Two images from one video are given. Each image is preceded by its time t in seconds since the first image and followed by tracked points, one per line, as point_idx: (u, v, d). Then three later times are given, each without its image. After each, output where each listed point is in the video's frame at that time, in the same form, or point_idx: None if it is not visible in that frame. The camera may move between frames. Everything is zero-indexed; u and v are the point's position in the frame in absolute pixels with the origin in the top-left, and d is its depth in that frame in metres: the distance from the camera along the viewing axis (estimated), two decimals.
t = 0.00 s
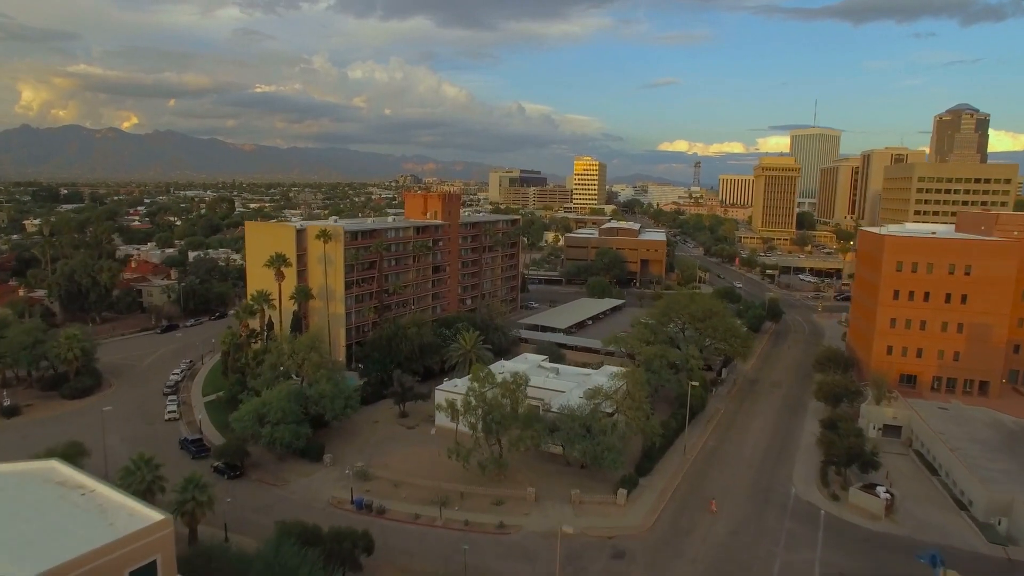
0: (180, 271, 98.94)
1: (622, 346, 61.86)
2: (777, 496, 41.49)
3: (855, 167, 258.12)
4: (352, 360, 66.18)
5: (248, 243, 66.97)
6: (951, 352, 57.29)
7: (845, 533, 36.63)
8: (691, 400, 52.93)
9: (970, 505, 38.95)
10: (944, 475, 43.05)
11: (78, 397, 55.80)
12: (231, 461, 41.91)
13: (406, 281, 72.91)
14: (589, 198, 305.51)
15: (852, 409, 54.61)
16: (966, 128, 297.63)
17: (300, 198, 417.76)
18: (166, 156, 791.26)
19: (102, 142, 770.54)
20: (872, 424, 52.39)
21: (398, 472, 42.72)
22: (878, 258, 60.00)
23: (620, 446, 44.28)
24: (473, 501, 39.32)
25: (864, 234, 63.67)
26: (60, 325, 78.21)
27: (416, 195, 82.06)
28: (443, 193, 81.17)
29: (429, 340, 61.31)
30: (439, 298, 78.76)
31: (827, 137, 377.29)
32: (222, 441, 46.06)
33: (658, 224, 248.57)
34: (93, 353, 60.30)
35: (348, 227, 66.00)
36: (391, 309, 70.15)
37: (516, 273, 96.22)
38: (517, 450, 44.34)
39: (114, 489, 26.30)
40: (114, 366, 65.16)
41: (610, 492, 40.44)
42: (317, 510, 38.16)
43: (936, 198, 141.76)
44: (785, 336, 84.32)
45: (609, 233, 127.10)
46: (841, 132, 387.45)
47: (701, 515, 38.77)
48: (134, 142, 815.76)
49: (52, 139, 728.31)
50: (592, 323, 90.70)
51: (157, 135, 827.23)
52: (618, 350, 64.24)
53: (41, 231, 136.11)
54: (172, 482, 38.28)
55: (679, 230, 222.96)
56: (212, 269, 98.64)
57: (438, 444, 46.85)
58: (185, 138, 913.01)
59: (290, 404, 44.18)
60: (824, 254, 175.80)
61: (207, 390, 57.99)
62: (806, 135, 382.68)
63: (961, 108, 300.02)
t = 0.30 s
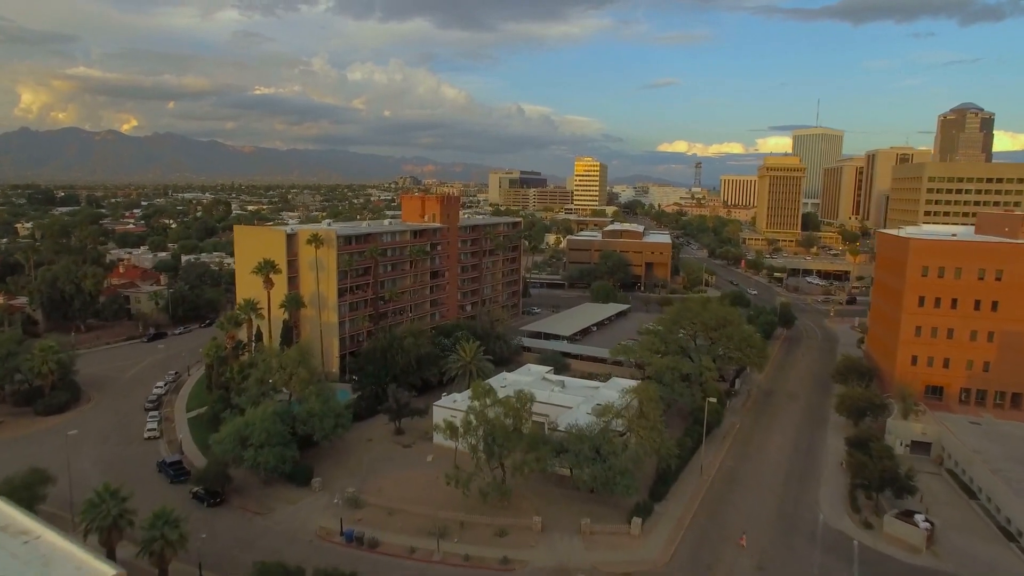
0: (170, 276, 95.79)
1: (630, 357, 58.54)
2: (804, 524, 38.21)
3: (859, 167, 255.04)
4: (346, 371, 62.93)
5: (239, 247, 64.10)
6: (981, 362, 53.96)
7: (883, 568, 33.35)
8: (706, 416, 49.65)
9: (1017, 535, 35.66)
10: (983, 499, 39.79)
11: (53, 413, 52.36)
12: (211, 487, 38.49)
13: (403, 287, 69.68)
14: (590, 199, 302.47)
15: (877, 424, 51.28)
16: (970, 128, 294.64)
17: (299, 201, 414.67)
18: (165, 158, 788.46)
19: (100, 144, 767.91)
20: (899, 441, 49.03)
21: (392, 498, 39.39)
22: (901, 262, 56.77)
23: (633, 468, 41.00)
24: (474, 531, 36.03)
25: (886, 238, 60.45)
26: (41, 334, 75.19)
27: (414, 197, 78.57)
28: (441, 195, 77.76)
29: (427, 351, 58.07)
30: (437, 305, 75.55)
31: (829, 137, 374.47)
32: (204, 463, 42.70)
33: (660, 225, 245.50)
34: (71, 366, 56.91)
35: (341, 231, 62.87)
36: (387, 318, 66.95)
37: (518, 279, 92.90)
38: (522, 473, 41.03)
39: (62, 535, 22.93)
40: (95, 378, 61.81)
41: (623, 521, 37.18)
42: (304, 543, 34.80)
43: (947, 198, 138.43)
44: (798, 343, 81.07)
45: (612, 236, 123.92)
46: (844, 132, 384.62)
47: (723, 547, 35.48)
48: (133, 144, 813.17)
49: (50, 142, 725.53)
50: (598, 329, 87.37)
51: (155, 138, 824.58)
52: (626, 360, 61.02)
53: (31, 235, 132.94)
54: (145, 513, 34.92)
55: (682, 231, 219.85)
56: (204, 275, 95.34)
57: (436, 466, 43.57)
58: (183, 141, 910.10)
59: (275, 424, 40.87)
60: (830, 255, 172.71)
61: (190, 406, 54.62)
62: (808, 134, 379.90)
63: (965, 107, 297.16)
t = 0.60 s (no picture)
0: (156, 281, 92.01)
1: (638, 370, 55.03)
2: (835, 558, 34.70)
3: (862, 168, 251.89)
4: (336, 384, 59.47)
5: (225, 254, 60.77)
6: (1013, 375, 50.49)
7: None
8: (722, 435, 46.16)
9: None
10: None
11: (19, 431, 48.64)
12: (182, 520, 34.75)
13: (397, 293, 66.14)
14: (589, 200, 299.08)
15: (904, 444, 47.84)
16: (973, 128, 291.60)
17: (295, 202, 410.43)
18: (161, 159, 783.67)
19: (96, 145, 763.89)
20: (930, 461, 45.51)
21: (381, 531, 35.84)
22: (927, 269, 53.34)
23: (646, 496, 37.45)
24: (471, 571, 32.44)
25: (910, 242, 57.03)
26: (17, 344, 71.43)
27: (409, 198, 74.91)
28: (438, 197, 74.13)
29: (422, 363, 54.64)
30: (433, 312, 72.08)
31: (830, 138, 371.58)
32: (177, 491, 38.99)
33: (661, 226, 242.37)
34: (41, 379, 53.18)
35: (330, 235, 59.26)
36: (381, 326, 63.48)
37: (518, 284, 89.41)
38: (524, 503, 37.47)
39: None
40: (69, 391, 58.12)
41: (636, 557, 33.64)
42: None
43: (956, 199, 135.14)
44: (810, 352, 77.64)
45: (614, 238, 120.48)
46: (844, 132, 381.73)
47: None
48: (129, 144, 808.86)
49: (45, 142, 720.86)
50: (601, 337, 83.91)
51: (151, 138, 819.70)
52: (633, 373, 57.61)
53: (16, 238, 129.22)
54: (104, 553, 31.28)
55: (683, 233, 216.60)
56: (191, 278, 91.56)
57: (430, 493, 39.99)
58: (180, 141, 905.40)
59: (254, 449, 37.21)
60: (835, 257, 169.47)
61: (168, 423, 50.92)
62: (809, 135, 377.09)
63: (968, 107, 294.25)
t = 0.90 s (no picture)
0: (142, 286, 88.30)
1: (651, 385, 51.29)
2: None
3: (867, 168, 248.18)
4: (327, 399, 55.81)
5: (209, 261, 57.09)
6: None
7: None
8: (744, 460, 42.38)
9: None
10: None
11: None
12: (147, 563, 30.81)
13: (393, 300, 62.45)
14: (590, 201, 295.28)
15: (940, 466, 44.12)
16: (979, 128, 287.75)
17: (293, 203, 406.77)
18: (159, 159, 779.51)
19: (95, 146, 760.86)
20: (972, 487, 41.55)
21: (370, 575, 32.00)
22: (962, 276, 49.55)
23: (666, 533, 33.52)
24: None
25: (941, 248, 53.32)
26: None
27: (405, 200, 71.18)
28: (436, 198, 70.44)
29: (418, 377, 50.87)
30: (431, 320, 68.43)
31: (833, 138, 368.02)
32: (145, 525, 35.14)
33: (663, 227, 238.89)
34: (8, 395, 49.40)
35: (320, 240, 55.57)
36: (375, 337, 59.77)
37: (520, 289, 85.71)
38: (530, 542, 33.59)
39: None
40: (41, 407, 54.38)
41: None
42: None
43: (969, 200, 131.47)
44: (828, 361, 73.87)
45: (618, 241, 116.86)
46: (848, 132, 377.80)
47: None
48: (127, 145, 805.73)
49: (43, 143, 716.76)
50: (606, 345, 80.18)
51: (149, 139, 816.75)
52: (645, 387, 53.89)
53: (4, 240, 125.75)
54: None
55: (687, 234, 213.05)
56: (178, 284, 87.75)
57: (426, 528, 36.19)
58: (178, 142, 901.45)
59: (228, 480, 33.30)
60: (843, 260, 165.87)
61: (145, 443, 47.08)
62: (812, 135, 373.60)
63: (973, 107, 290.49)
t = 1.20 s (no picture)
0: (127, 291, 84.32)
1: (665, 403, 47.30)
2: None
3: (874, 168, 244.41)
4: (316, 416, 51.89)
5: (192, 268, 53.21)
6: None
7: None
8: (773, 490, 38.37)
9: None
10: None
11: None
12: None
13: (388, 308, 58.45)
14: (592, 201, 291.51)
15: (988, 494, 40.06)
16: (986, 127, 283.74)
17: (292, 203, 403.91)
18: (157, 160, 775.68)
19: (93, 147, 757.39)
20: None
21: None
22: (1005, 284, 45.60)
23: None
24: None
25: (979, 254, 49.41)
26: None
27: (402, 202, 67.12)
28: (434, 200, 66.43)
29: (415, 394, 46.97)
30: (429, 329, 64.54)
31: (837, 138, 364.26)
32: (104, 569, 31.08)
33: (667, 228, 235.19)
34: None
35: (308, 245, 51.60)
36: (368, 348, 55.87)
37: (522, 296, 81.77)
38: None
39: None
40: (8, 425, 50.47)
41: None
42: None
43: (985, 200, 127.65)
44: (848, 371, 69.91)
45: (624, 243, 112.96)
46: (851, 132, 373.72)
47: None
48: (126, 146, 802.43)
49: (40, 143, 712.64)
50: (614, 353, 76.27)
51: (148, 139, 813.26)
52: (659, 404, 49.98)
53: None
54: None
55: (691, 235, 209.24)
56: (164, 289, 83.83)
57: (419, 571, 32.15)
58: (176, 142, 897.70)
59: (194, 523, 29.27)
60: (852, 262, 162.06)
61: (114, 466, 43.07)
62: (816, 135, 369.80)
63: (980, 106, 286.54)
